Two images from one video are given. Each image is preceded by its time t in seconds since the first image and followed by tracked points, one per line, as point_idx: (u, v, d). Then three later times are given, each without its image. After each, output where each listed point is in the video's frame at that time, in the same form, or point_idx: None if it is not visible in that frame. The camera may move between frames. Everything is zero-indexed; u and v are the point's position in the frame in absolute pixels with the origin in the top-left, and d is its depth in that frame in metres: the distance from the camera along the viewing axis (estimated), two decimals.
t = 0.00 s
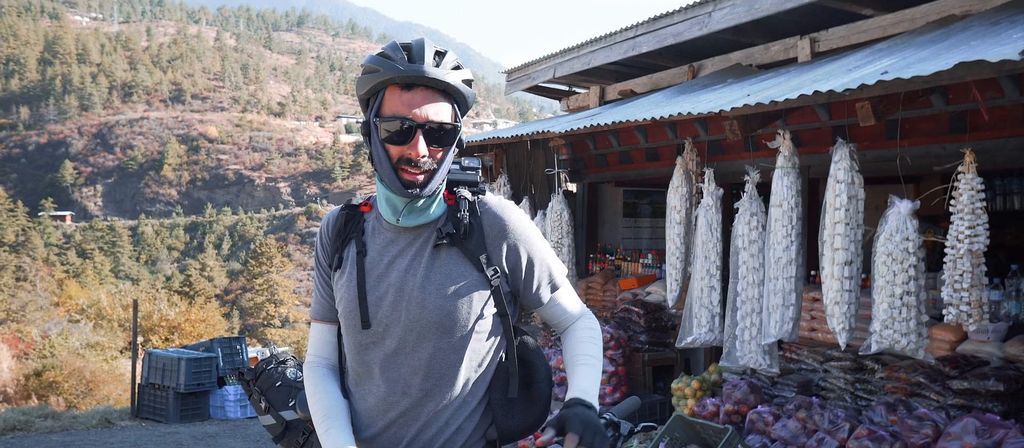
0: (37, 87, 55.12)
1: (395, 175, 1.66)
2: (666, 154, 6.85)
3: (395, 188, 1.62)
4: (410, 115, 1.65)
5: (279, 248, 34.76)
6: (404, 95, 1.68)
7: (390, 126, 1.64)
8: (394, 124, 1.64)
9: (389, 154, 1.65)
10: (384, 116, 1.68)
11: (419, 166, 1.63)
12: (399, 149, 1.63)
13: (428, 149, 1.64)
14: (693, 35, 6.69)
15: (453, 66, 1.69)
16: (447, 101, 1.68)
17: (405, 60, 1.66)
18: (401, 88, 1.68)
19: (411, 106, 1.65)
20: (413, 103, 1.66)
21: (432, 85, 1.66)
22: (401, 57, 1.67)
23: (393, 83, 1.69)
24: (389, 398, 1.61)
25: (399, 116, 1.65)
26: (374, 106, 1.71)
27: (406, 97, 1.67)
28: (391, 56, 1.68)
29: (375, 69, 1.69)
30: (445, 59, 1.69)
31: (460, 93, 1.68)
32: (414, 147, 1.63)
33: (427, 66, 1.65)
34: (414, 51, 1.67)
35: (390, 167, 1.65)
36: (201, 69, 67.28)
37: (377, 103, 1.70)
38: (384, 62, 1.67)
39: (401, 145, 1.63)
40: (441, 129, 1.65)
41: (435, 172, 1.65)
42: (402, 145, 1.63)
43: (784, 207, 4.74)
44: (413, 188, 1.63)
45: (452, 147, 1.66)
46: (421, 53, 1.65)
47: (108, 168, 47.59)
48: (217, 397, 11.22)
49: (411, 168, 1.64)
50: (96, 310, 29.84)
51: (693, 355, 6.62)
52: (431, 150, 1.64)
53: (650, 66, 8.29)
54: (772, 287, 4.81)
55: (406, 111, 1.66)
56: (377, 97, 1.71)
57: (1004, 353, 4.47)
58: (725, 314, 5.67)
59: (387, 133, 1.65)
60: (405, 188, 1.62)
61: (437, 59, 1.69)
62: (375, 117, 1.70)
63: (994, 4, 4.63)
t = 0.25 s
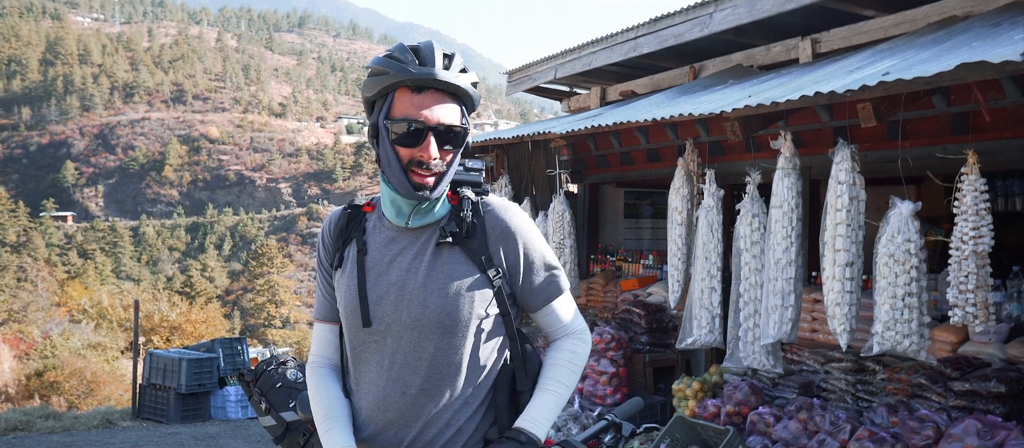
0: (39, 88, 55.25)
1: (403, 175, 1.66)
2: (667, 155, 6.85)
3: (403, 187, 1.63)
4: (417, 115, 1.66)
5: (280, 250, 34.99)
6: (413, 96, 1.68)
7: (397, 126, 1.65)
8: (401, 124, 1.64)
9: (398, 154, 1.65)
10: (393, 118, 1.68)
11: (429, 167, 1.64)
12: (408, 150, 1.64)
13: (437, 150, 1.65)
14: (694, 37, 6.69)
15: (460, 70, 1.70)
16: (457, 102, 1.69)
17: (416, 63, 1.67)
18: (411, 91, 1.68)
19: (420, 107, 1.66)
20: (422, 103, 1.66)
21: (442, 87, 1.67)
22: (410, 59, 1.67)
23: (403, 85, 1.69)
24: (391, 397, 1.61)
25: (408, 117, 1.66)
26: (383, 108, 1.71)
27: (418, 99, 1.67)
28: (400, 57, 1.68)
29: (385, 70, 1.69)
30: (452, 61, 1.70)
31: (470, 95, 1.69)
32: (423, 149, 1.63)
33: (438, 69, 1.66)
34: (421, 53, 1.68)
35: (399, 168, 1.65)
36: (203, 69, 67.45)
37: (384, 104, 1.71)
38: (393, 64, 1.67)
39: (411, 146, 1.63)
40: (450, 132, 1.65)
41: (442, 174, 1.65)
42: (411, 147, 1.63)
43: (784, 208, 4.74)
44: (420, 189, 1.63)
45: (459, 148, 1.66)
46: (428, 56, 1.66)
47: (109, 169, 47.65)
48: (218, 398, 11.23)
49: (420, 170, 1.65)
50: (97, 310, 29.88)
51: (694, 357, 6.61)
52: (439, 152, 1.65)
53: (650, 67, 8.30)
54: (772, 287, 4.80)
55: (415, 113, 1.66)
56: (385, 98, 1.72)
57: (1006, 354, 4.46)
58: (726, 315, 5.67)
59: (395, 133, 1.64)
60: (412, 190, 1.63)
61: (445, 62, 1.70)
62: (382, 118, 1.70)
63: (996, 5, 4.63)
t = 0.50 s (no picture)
0: (39, 88, 55.28)
1: (400, 174, 1.66)
2: (668, 156, 6.85)
3: (400, 186, 1.63)
4: (414, 114, 1.65)
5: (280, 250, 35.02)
6: (409, 95, 1.68)
7: (393, 126, 1.65)
8: (397, 123, 1.65)
9: (391, 153, 1.66)
10: (387, 116, 1.68)
11: (425, 166, 1.64)
12: (400, 149, 1.64)
13: (431, 150, 1.65)
14: (695, 38, 6.70)
15: (457, 68, 1.71)
16: (454, 101, 1.70)
17: (410, 63, 1.67)
18: (404, 90, 1.69)
19: (415, 107, 1.66)
20: (419, 103, 1.67)
21: (439, 86, 1.67)
22: (406, 58, 1.68)
23: (396, 85, 1.70)
24: (390, 396, 1.61)
25: (402, 117, 1.66)
26: (378, 108, 1.72)
27: (411, 99, 1.67)
28: (396, 56, 1.69)
29: (381, 69, 1.69)
30: (449, 60, 1.71)
31: (467, 95, 1.70)
32: (415, 148, 1.64)
33: (432, 69, 1.66)
34: (417, 53, 1.68)
35: (392, 167, 1.65)
36: (203, 69, 67.50)
37: (380, 104, 1.71)
38: (389, 63, 1.68)
39: (403, 146, 1.64)
40: (445, 132, 1.66)
41: (437, 173, 1.65)
42: (407, 146, 1.64)
43: (784, 210, 4.74)
44: (415, 187, 1.63)
45: (456, 149, 1.67)
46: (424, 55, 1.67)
47: (109, 169, 47.65)
48: (217, 398, 11.23)
49: (413, 169, 1.65)
50: (97, 310, 29.87)
51: (694, 358, 6.60)
52: (434, 151, 1.65)
53: (651, 68, 8.30)
54: (771, 288, 4.80)
55: (409, 113, 1.66)
56: (381, 97, 1.72)
57: (1005, 356, 4.47)
58: (726, 317, 5.67)
59: (391, 132, 1.65)
60: (407, 188, 1.63)
61: (442, 61, 1.71)
62: (378, 117, 1.70)
63: (997, 6, 4.64)
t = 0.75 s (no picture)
0: (41, 88, 55.35)
1: (398, 175, 1.66)
2: (668, 158, 6.85)
3: (398, 187, 1.63)
4: (411, 116, 1.66)
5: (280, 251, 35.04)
6: (407, 97, 1.68)
7: (390, 127, 1.65)
8: (394, 125, 1.65)
9: (392, 154, 1.66)
10: (386, 118, 1.68)
11: (423, 168, 1.65)
12: (401, 150, 1.64)
13: (429, 150, 1.65)
14: (696, 39, 6.70)
15: (454, 69, 1.71)
16: (451, 103, 1.70)
17: (408, 64, 1.66)
18: (404, 91, 1.68)
19: (413, 108, 1.66)
20: (416, 104, 1.67)
21: (435, 88, 1.67)
22: (402, 59, 1.67)
23: (396, 86, 1.69)
24: (387, 397, 1.61)
25: (400, 117, 1.66)
26: (375, 108, 1.71)
27: (410, 101, 1.67)
28: (393, 57, 1.68)
29: (378, 71, 1.68)
30: (446, 61, 1.71)
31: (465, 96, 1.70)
32: (416, 148, 1.64)
33: (431, 70, 1.66)
34: (413, 54, 1.68)
35: (392, 168, 1.65)
36: (204, 70, 67.60)
37: (377, 104, 1.71)
38: (385, 64, 1.67)
39: (404, 147, 1.64)
40: (444, 132, 1.66)
41: (435, 174, 1.66)
42: (406, 147, 1.64)
43: (784, 212, 4.74)
44: (415, 188, 1.63)
45: (452, 149, 1.67)
46: (422, 56, 1.67)
47: (110, 169, 47.68)
48: (217, 398, 11.18)
49: (414, 170, 1.65)
50: (97, 311, 29.85)
51: (695, 359, 6.58)
52: (434, 152, 1.65)
53: (652, 70, 8.30)
54: (772, 291, 4.80)
55: (408, 114, 1.66)
56: (379, 99, 1.72)
57: (1006, 359, 4.46)
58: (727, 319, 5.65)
59: (389, 133, 1.65)
60: (406, 188, 1.63)
61: (439, 61, 1.71)
62: (376, 118, 1.71)
63: (998, 10, 4.66)
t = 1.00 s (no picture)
0: (44, 88, 55.48)
1: (401, 175, 1.66)
2: (671, 159, 6.85)
3: (399, 186, 1.63)
4: (414, 116, 1.66)
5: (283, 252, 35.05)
6: (410, 96, 1.68)
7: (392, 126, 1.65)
8: (396, 124, 1.65)
9: (397, 153, 1.66)
10: (390, 117, 1.68)
11: (427, 166, 1.65)
12: (408, 149, 1.65)
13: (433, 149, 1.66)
14: (700, 40, 6.69)
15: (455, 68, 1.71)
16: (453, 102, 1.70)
17: (412, 63, 1.66)
18: (407, 91, 1.69)
19: (417, 107, 1.66)
20: (418, 103, 1.67)
21: (437, 87, 1.67)
22: (403, 58, 1.67)
23: (400, 86, 1.69)
24: (386, 396, 1.61)
25: (403, 117, 1.66)
26: (378, 107, 1.71)
27: (414, 100, 1.67)
28: (395, 56, 1.67)
29: (381, 71, 1.68)
30: (447, 61, 1.70)
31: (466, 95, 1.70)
32: (423, 147, 1.64)
33: (434, 69, 1.66)
34: (415, 52, 1.68)
35: (396, 167, 1.65)
36: (207, 71, 67.73)
37: (380, 103, 1.71)
38: (387, 63, 1.67)
39: (410, 146, 1.65)
40: (447, 130, 1.67)
41: (441, 173, 1.67)
42: (410, 147, 1.65)
43: (787, 213, 4.73)
44: (420, 188, 1.64)
45: (453, 148, 1.67)
46: (423, 56, 1.66)
47: (114, 169, 47.78)
48: (220, 398, 11.15)
49: (420, 170, 1.65)
50: (100, 310, 29.87)
51: (698, 360, 6.58)
52: (439, 151, 1.66)
53: (655, 71, 8.29)
54: (774, 293, 4.80)
55: (414, 112, 1.66)
56: (381, 97, 1.71)
57: (1011, 361, 4.44)
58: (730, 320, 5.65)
59: (392, 133, 1.65)
60: (412, 188, 1.63)
61: (440, 61, 1.70)
62: (378, 117, 1.71)
63: (1003, 10, 4.65)
